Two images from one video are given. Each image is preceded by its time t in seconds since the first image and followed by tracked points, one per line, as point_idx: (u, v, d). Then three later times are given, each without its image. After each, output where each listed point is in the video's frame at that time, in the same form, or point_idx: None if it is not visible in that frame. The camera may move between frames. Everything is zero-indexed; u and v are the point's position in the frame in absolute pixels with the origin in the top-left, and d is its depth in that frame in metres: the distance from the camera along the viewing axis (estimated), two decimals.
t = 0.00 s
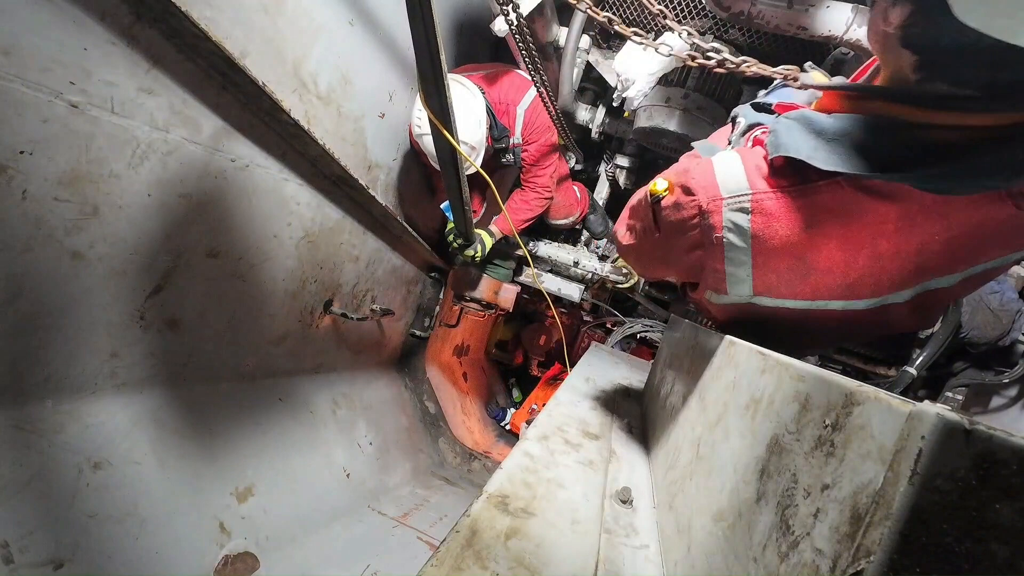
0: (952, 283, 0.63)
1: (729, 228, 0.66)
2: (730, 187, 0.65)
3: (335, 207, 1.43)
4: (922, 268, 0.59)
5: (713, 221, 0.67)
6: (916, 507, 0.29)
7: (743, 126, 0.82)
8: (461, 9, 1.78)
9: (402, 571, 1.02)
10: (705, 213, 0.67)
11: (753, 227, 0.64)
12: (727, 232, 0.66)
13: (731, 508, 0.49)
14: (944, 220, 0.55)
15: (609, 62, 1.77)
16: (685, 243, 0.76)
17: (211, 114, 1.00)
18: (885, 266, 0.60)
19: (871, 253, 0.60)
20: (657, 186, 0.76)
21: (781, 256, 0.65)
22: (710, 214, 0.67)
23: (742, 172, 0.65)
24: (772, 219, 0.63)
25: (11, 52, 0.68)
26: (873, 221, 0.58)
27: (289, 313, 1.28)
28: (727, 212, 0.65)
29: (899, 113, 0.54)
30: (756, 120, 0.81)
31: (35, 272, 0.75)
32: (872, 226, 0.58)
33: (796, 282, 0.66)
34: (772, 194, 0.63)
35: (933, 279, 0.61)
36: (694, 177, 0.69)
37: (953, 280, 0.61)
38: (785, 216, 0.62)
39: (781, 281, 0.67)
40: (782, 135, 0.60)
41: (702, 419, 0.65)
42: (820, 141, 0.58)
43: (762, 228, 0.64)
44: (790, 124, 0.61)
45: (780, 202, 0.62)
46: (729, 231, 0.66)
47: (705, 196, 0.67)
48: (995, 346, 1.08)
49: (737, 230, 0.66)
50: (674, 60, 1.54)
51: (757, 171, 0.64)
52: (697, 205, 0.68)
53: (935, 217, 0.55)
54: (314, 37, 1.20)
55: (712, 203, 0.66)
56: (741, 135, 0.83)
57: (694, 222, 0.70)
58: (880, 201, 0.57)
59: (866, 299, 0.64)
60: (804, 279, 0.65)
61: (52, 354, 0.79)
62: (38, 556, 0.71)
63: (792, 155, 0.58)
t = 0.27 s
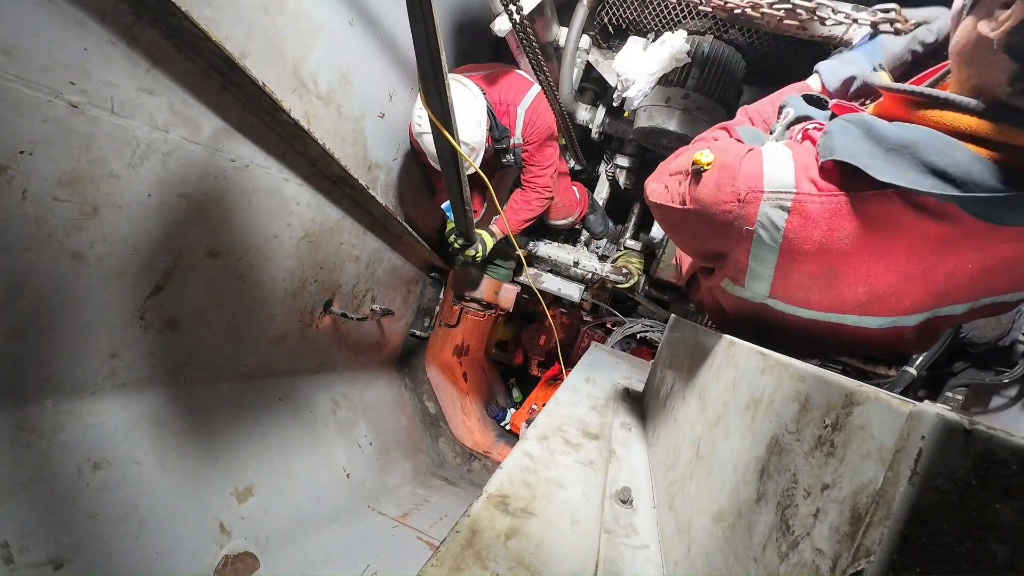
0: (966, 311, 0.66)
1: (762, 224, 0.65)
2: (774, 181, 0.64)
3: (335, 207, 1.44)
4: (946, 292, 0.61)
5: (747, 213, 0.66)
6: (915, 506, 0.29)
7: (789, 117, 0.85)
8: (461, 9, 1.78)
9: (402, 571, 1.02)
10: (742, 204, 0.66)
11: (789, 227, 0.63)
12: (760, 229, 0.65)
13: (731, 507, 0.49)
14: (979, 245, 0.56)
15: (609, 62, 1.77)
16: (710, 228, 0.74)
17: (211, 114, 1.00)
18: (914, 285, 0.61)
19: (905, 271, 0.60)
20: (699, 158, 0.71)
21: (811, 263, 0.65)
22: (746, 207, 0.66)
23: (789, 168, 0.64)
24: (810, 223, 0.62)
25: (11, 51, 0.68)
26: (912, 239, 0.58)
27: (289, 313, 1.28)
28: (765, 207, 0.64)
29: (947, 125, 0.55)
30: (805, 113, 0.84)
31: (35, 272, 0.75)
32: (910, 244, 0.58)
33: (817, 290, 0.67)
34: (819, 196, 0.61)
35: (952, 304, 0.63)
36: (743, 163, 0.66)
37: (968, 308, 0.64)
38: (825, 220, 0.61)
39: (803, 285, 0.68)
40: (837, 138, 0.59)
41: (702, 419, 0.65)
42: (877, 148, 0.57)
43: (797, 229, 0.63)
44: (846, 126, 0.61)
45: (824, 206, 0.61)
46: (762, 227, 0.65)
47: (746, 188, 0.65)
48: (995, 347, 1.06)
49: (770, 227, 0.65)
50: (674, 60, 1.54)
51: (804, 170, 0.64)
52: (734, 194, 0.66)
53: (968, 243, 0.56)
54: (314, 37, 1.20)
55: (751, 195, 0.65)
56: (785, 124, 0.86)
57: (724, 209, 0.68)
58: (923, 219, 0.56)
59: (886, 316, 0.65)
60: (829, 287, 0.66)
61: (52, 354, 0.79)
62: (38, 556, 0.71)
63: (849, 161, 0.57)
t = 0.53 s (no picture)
0: (972, 318, 0.65)
1: (781, 228, 0.62)
2: (793, 185, 0.61)
3: (335, 207, 1.44)
4: (959, 301, 0.60)
5: (764, 218, 0.63)
6: (915, 506, 0.29)
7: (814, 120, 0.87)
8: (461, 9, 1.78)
9: (402, 571, 1.02)
10: (759, 208, 0.63)
11: (808, 232, 0.60)
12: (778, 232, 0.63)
13: (731, 507, 0.49)
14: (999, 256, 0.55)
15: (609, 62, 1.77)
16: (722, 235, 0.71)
17: (211, 114, 1.00)
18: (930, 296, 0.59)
19: (922, 283, 0.58)
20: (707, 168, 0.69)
21: (827, 271, 0.62)
22: (763, 211, 0.63)
23: (808, 171, 0.61)
24: (831, 231, 0.59)
25: (11, 51, 0.68)
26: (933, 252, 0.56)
27: (289, 313, 1.28)
28: (783, 211, 0.61)
29: (976, 129, 0.53)
30: (827, 117, 0.86)
31: (36, 272, 0.75)
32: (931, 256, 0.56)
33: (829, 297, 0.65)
34: (842, 201, 0.58)
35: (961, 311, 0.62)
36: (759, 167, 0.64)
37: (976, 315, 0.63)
38: (847, 229, 0.58)
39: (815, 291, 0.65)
40: (861, 141, 0.57)
41: (702, 419, 0.65)
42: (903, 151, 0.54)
43: (816, 235, 0.60)
44: (873, 129, 0.58)
45: (845, 213, 0.58)
46: (780, 232, 0.63)
47: (764, 192, 0.62)
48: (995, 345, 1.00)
49: (789, 232, 0.62)
50: (674, 60, 1.54)
51: (825, 173, 0.61)
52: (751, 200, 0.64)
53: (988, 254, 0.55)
54: (314, 37, 1.20)
55: (769, 199, 0.62)
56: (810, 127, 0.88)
57: (740, 215, 0.66)
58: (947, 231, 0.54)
59: (897, 324, 0.64)
60: (844, 295, 0.63)
61: (52, 354, 0.79)
62: (38, 556, 0.71)
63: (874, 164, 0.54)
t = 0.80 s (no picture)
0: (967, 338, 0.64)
1: (776, 245, 0.62)
2: (791, 203, 0.61)
3: (335, 207, 1.44)
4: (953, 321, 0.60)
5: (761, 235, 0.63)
6: (915, 506, 0.29)
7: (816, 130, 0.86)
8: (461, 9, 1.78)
9: (402, 571, 1.02)
10: (756, 225, 0.63)
11: (805, 250, 0.60)
12: (772, 249, 0.63)
13: (731, 507, 0.49)
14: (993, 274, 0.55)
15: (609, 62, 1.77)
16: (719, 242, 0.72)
17: (211, 114, 1.00)
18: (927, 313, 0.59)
19: (920, 302, 0.57)
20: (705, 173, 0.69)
21: (824, 289, 0.61)
22: (760, 228, 0.63)
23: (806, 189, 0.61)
24: (828, 248, 0.59)
25: (11, 51, 0.68)
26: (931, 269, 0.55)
27: (289, 313, 1.28)
28: (779, 229, 0.61)
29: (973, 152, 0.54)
30: (830, 126, 0.85)
31: (36, 272, 0.75)
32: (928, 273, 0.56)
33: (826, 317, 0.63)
34: (837, 219, 0.58)
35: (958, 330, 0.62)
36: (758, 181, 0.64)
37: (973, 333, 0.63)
38: (843, 246, 0.58)
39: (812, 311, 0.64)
40: (859, 161, 0.57)
41: (702, 419, 0.65)
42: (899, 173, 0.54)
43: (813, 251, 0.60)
44: (871, 147, 0.58)
45: (841, 229, 0.58)
46: (777, 249, 0.63)
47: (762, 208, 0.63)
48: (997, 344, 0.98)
49: (785, 248, 0.62)
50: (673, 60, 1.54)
51: (822, 192, 0.60)
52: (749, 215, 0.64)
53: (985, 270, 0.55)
54: (314, 37, 1.20)
55: (766, 216, 0.62)
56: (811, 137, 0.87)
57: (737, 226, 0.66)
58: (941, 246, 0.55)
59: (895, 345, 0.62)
60: (841, 314, 0.62)
61: (53, 354, 0.79)
62: (38, 556, 0.71)
63: (868, 186, 0.54)
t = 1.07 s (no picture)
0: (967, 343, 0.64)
1: (772, 252, 0.62)
2: (790, 212, 0.60)
3: (336, 207, 1.44)
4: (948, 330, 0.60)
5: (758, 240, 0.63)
6: (915, 506, 0.29)
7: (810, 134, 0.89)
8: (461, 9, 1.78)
9: (402, 571, 1.02)
10: (754, 231, 0.62)
11: (800, 258, 0.60)
12: (767, 255, 0.63)
13: (731, 507, 0.49)
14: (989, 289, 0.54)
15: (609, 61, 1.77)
16: (715, 239, 0.71)
17: (211, 114, 1.00)
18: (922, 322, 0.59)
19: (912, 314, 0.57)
20: (715, 164, 0.67)
21: (816, 300, 0.62)
22: (758, 233, 0.62)
23: (808, 197, 0.60)
24: (822, 260, 0.58)
25: (12, 51, 0.68)
26: (926, 282, 0.55)
27: (289, 313, 1.28)
28: (776, 237, 0.61)
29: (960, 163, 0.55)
30: (822, 129, 0.88)
31: (36, 272, 0.75)
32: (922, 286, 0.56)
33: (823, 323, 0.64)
34: (832, 231, 0.58)
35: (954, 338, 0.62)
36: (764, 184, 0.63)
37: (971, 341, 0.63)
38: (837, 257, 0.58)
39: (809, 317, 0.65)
40: (851, 171, 0.57)
41: (702, 419, 0.65)
42: (890, 183, 0.55)
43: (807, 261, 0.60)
44: (862, 158, 0.58)
45: (835, 241, 0.57)
46: (772, 255, 0.62)
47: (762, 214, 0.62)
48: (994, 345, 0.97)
49: (780, 256, 0.61)
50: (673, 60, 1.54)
51: (822, 202, 0.59)
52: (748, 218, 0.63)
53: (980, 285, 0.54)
54: (314, 37, 1.20)
55: (764, 223, 0.61)
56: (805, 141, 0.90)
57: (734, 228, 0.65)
58: (937, 258, 0.54)
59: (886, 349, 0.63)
60: (834, 323, 0.62)
61: (53, 354, 0.79)
62: (38, 556, 0.71)
63: (860, 199, 0.55)
